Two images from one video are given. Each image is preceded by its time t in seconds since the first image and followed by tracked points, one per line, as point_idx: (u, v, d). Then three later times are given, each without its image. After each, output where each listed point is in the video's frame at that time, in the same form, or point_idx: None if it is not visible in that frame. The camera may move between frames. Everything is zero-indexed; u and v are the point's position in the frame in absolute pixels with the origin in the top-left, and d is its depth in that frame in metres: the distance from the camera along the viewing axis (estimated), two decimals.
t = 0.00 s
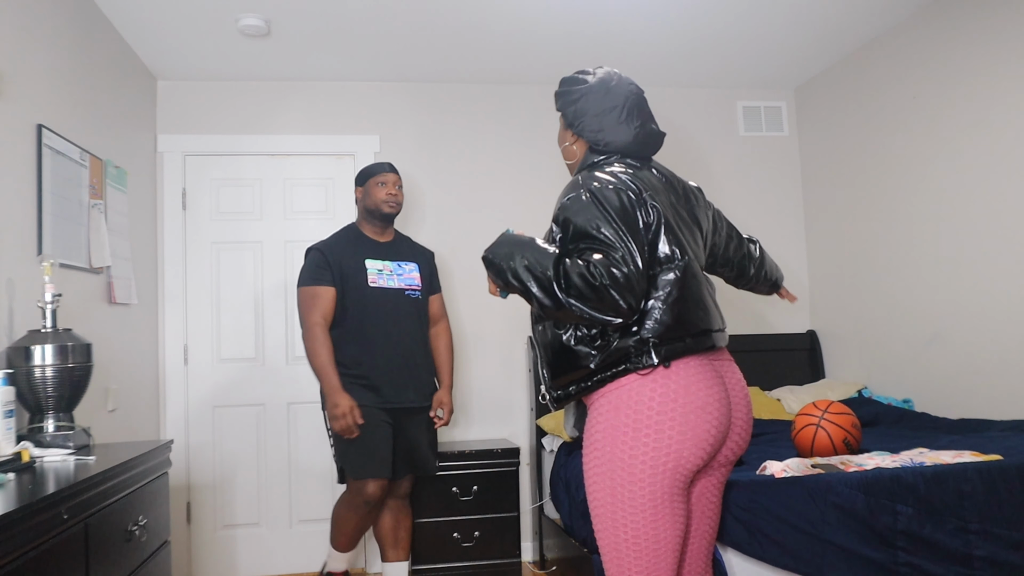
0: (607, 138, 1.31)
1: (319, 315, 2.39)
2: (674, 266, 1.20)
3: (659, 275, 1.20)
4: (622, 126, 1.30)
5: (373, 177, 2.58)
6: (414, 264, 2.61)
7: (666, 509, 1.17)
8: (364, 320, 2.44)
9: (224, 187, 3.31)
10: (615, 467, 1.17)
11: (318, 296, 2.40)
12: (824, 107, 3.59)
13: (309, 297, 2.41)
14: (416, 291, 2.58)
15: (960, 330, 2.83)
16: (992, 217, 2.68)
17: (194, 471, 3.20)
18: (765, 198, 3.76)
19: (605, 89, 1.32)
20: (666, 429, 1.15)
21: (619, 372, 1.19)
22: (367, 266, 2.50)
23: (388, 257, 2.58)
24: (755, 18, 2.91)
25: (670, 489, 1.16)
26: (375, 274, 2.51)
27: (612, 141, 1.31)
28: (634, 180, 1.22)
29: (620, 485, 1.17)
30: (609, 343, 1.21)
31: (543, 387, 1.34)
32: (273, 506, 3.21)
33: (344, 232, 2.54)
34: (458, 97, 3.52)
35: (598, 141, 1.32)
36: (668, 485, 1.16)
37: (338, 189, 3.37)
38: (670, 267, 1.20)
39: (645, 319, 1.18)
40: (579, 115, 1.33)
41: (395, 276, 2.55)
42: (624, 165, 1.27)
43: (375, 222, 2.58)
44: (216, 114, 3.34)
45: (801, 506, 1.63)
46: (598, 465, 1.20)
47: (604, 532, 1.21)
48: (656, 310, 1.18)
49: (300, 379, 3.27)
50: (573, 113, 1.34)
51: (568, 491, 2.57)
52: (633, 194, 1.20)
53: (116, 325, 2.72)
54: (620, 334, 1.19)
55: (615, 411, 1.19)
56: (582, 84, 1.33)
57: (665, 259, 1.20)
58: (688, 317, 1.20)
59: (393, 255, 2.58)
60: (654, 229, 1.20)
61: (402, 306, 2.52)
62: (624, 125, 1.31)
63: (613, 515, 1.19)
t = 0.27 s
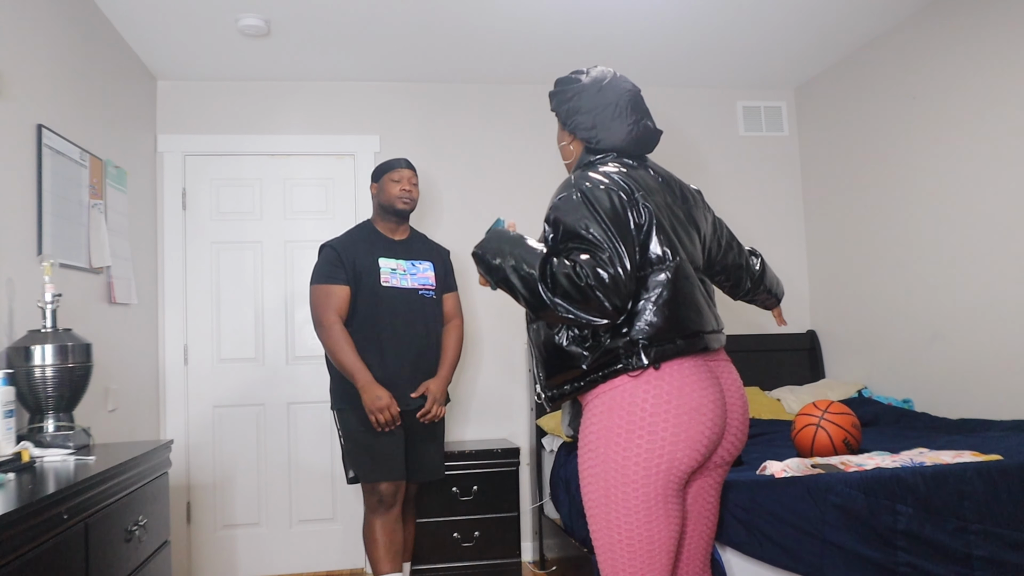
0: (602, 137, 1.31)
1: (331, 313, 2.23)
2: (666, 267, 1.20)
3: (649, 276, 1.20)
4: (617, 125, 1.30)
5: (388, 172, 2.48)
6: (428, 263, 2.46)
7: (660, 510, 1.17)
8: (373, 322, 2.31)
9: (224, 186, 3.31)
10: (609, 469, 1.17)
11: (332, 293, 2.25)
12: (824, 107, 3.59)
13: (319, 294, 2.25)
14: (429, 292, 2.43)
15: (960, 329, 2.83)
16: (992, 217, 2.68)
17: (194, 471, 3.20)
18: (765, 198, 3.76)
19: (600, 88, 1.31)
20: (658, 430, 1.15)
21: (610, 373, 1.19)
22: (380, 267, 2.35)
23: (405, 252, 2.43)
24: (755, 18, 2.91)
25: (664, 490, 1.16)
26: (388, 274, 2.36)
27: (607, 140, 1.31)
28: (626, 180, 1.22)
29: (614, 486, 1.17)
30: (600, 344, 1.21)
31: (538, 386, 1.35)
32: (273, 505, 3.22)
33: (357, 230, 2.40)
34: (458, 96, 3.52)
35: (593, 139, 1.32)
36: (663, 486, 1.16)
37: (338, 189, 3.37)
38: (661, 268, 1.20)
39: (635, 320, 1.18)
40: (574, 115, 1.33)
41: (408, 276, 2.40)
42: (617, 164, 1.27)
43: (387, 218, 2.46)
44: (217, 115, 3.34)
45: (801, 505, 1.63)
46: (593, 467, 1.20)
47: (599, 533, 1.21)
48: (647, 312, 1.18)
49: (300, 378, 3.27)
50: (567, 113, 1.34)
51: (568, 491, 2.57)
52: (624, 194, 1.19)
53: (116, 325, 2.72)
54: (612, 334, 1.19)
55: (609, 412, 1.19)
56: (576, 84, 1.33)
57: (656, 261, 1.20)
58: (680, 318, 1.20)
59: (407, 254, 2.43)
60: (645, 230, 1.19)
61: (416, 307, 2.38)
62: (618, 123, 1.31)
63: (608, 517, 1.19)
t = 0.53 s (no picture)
0: (600, 134, 1.31)
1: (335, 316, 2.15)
2: (664, 267, 1.20)
3: (647, 276, 1.19)
4: (615, 122, 1.30)
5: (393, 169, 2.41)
6: (434, 260, 2.38)
7: (659, 510, 1.17)
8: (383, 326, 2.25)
9: (224, 186, 3.31)
10: (608, 469, 1.17)
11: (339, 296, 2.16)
12: (824, 107, 3.59)
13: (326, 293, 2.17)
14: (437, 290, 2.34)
15: (960, 329, 2.83)
16: (992, 218, 2.68)
17: (194, 471, 3.20)
18: (765, 198, 3.76)
19: (601, 86, 1.32)
20: (658, 431, 1.15)
21: (608, 374, 1.20)
22: (388, 266, 2.27)
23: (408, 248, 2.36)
24: (755, 18, 2.91)
25: (663, 490, 1.16)
26: (396, 273, 2.28)
27: (605, 137, 1.31)
28: (625, 178, 1.21)
29: (613, 487, 1.17)
30: (598, 343, 1.21)
31: (535, 385, 1.35)
32: (273, 505, 3.22)
33: (360, 228, 2.32)
34: (458, 96, 3.52)
35: (592, 136, 1.32)
36: (661, 487, 1.16)
37: (338, 189, 3.37)
38: (660, 268, 1.20)
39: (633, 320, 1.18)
40: (573, 111, 1.33)
41: (415, 274, 2.31)
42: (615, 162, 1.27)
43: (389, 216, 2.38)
44: (217, 115, 3.34)
45: (801, 505, 1.62)
46: (591, 467, 1.20)
47: (598, 533, 1.21)
48: (645, 312, 1.18)
49: (300, 378, 3.27)
50: (567, 110, 1.34)
51: (568, 491, 2.57)
52: (624, 193, 1.19)
53: (116, 325, 2.72)
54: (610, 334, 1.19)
55: (607, 412, 1.19)
56: (576, 81, 1.33)
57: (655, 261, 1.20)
58: (678, 318, 1.20)
59: (413, 252, 2.35)
60: (644, 229, 1.19)
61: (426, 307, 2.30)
62: (618, 121, 1.31)
63: (606, 517, 1.18)
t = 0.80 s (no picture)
0: (600, 130, 1.30)
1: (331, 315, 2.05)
2: (669, 267, 1.20)
3: (651, 276, 1.19)
4: (617, 119, 1.30)
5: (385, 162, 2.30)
6: (434, 254, 2.28)
7: (662, 510, 1.17)
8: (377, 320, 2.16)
9: (224, 186, 3.31)
10: (612, 469, 1.17)
11: (336, 293, 2.07)
12: (824, 107, 3.58)
13: (322, 292, 2.07)
14: (438, 283, 2.24)
15: (960, 329, 2.83)
16: (992, 218, 2.68)
17: (195, 471, 3.20)
18: (765, 198, 3.76)
19: (602, 81, 1.32)
20: (663, 431, 1.15)
21: (610, 375, 1.19)
22: (388, 260, 2.17)
23: (401, 239, 2.19)
24: (756, 18, 2.91)
25: (666, 491, 1.17)
26: (397, 268, 2.19)
27: (605, 133, 1.30)
28: (631, 177, 1.21)
29: (617, 488, 1.16)
30: (600, 344, 1.20)
31: (531, 385, 1.35)
32: (273, 505, 3.22)
33: (358, 221, 2.22)
34: (458, 96, 3.52)
35: (592, 132, 1.31)
36: (665, 487, 1.16)
37: (338, 189, 3.37)
38: (665, 269, 1.20)
39: (637, 321, 1.18)
40: (574, 107, 1.33)
41: (415, 269, 2.21)
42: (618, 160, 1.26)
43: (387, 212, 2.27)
44: (217, 115, 3.34)
45: (799, 506, 1.60)
46: (594, 468, 1.19)
47: (600, 535, 1.20)
48: (649, 312, 1.18)
49: (300, 378, 3.27)
50: (567, 105, 1.34)
51: (568, 491, 2.57)
52: (630, 192, 1.18)
53: (116, 325, 2.72)
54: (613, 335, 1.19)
55: (610, 412, 1.18)
56: (577, 76, 1.33)
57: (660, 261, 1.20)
58: (682, 319, 1.20)
59: (412, 246, 2.25)
60: (650, 229, 1.19)
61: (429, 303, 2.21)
62: (617, 118, 1.30)
63: (610, 518, 1.18)
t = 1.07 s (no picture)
0: (598, 127, 1.30)
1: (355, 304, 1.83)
2: (670, 270, 1.20)
3: (653, 279, 1.19)
4: (612, 116, 1.30)
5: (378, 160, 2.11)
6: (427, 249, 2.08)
7: (667, 509, 1.17)
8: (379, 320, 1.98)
9: (224, 187, 3.31)
10: (617, 469, 1.16)
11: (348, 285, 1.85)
12: (824, 106, 3.58)
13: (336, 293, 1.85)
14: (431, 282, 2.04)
15: (960, 329, 2.83)
16: (992, 218, 2.68)
17: (195, 471, 3.20)
18: (765, 198, 3.76)
19: (598, 76, 1.31)
20: (667, 429, 1.15)
21: (612, 378, 1.19)
22: (379, 259, 1.98)
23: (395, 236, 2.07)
24: (756, 18, 2.91)
25: (670, 490, 1.17)
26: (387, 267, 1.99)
27: (602, 130, 1.30)
28: (633, 178, 1.21)
29: (622, 488, 1.16)
30: (601, 347, 1.20)
31: (527, 386, 1.33)
32: (273, 505, 3.22)
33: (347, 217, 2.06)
34: (458, 96, 3.52)
35: (589, 129, 1.31)
36: (669, 486, 1.17)
37: (338, 189, 3.37)
38: (667, 271, 1.20)
39: (638, 323, 1.18)
40: (570, 103, 1.32)
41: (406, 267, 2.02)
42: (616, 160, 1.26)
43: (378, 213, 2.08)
44: (217, 115, 3.34)
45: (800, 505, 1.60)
46: (598, 468, 1.19)
47: (604, 536, 1.20)
48: (651, 315, 1.18)
49: (300, 378, 3.27)
50: (563, 101, 1.33)
51: (569, 492, 2.57)
52: (631, 194, 1.18)
53: (116, 325, 2.72)
54: (614, 338, 1.18)
55: (613, 413, 1.18)
56: (573, 71, 1.32)
57: (662, 263, 1.20)
58: (683, 322, 1.20)
59: (403, 243, 2.06)
60: (651, 231, 1.19)
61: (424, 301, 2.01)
62: (614, 114, 1.30)
63: (615, 519, 1.18)
